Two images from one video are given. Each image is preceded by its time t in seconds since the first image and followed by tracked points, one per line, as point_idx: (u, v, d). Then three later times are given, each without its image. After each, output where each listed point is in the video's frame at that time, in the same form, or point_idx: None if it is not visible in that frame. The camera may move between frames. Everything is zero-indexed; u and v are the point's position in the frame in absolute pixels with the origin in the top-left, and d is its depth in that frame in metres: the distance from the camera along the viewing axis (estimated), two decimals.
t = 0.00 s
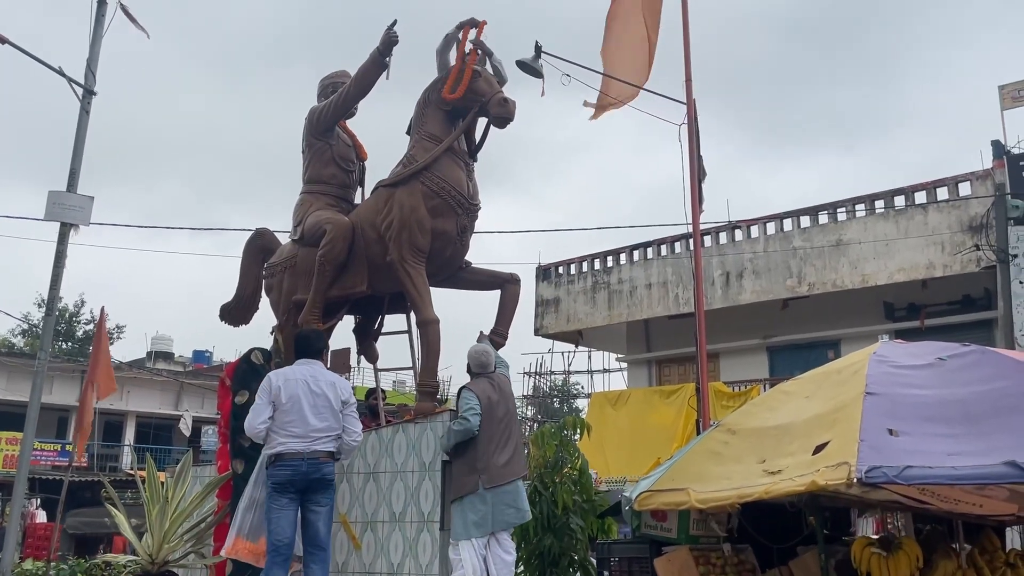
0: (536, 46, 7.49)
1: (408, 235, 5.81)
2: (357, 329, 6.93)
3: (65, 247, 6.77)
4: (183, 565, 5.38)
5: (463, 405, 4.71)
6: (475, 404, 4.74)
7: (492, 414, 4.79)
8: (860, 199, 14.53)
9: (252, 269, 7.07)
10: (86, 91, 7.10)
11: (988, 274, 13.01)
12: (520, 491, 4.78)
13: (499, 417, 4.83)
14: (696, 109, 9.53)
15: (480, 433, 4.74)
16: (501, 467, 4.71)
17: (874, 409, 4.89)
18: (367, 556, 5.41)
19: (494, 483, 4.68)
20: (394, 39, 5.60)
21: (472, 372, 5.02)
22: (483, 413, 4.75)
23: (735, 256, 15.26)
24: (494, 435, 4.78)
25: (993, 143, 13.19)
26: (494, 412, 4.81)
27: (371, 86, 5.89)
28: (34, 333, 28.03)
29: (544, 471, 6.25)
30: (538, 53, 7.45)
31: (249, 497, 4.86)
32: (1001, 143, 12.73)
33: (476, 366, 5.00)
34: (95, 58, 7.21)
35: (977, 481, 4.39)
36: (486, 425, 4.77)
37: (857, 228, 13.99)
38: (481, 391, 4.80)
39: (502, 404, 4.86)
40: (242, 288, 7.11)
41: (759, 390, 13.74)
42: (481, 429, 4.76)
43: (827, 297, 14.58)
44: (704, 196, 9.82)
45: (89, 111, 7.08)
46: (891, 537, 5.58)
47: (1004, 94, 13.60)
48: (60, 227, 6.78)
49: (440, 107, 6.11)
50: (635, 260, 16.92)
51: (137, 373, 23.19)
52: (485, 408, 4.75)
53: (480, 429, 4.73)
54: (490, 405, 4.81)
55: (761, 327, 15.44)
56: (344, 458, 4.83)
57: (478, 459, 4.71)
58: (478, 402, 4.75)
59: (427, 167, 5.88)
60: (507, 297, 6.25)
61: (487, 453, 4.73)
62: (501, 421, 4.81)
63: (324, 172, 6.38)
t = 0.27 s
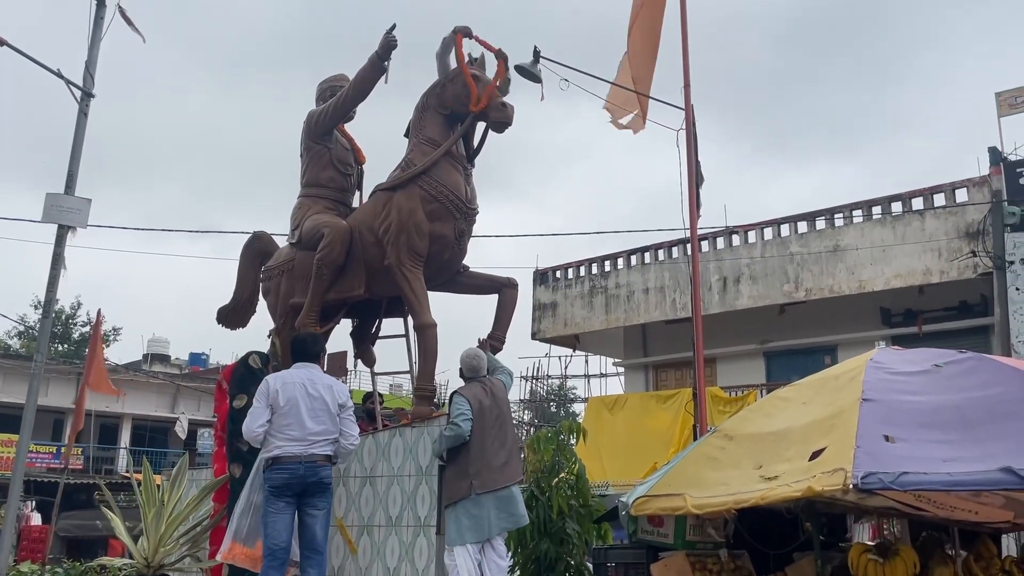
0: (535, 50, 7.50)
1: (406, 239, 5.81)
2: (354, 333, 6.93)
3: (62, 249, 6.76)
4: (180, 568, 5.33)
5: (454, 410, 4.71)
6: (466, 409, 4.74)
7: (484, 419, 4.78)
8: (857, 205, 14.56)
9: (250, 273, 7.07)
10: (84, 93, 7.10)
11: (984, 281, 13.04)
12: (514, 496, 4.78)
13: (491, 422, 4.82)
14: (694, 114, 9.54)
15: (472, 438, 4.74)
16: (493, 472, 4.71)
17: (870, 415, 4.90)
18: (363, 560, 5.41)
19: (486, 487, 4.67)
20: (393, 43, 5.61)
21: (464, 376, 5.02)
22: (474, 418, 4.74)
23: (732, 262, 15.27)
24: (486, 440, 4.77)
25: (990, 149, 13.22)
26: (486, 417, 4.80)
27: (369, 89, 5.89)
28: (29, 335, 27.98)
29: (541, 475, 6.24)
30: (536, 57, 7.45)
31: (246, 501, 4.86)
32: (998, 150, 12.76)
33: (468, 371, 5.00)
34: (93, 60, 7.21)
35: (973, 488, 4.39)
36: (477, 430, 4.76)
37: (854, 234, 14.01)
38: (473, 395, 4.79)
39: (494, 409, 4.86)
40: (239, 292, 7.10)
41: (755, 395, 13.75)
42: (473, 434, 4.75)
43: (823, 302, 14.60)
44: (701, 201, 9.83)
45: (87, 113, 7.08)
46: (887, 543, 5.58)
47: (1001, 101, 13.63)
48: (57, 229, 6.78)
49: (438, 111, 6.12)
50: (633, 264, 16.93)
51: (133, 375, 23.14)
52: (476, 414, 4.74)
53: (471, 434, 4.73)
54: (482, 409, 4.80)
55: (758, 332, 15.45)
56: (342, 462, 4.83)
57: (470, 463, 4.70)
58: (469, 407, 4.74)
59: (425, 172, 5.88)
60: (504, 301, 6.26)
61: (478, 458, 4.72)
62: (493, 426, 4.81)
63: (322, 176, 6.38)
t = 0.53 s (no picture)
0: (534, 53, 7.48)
1: (405, 242, 5.80)
2: (353, 337, 6.93)
3: (61, 251, 6.75)
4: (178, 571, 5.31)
5: (447, 413, 4.70)
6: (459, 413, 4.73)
7: (477, 423, 4.77)
8: (855, 210, 14.58)
9: (248, 276, 7.06)
10: (83, 96, 7.10)
11: (982, 286, 13.07)
12: (510, 500, 4.77)
13: (485, 425, 4.80)
14: (692, 119, 9.56)
15: (465, 441, 4.73)
16: (487, 476, 4.69)
17: (869, 421, 4.90)
18: (361, 564, 5.40)
19: (478, 491, 4.67)
20: (393, 47, 5.62)
21: (461, 379, 5.01)
22: (467, 421, 4.73)
23: (730, 266, 15.28)
24: (479, 444, 4.76)
25: (988, 155, 13.25)
26: (479, 420, 4.78)
27: (369, 93, 5.90)
28: (26, 337, 27.94)
29: (538, 479, 6.23)
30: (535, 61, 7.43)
31: (245, 505, 4.85)
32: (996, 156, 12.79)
33: (465, 374, 4.99)
34: (92, 63, 7.22)
35: (972, 494, 4.39)
36: (470, 434, 4.75)
37: (853, 239, 14.03)
38: (466, 399, 4.77)
39: (488, 412, 4.84)
40: (238, 295, 7.10)
41: (753, 400, 13.74)
42: (466, 438, 4.74)
43: (821, 307, 14.61)
44: (700, 206, 9.84)
45: (86, 115, 7.08)
46: (887, 548, 5.56)
47: (999, 107, 13.68)
48: (55, 231, 6.77)
49: (438, 115, 6.12)
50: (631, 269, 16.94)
51: (130, 378, 23.10)
52: (469, 417, 4.73)
53: (463, 438, 4.72)
54: (476, 413, 4.78)
55: (756, 337, 15.46)
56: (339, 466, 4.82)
57: (463, 467, 4.70)
58: (462, 410, 4.72)
59: (424, 175, 5.88)
60: (503, 305, 6.26)
61: (472, 461, 4.72)
62: (488, 430, 4.79)
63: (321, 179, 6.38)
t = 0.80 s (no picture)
0: (534, 57, 7.50)
1: (404, 246, 5.80)
2: (352, 340, 6.92)
3: (59, 254, 6.75)
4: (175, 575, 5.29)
5: (444, 417, 4.69)
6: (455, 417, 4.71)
7: (474, 427, 4.75)
8: (854, 215, 14.59)
9: (247, 279, 7.06)
10: (83, 98, 7.10)
11: (981, 291, 13.07)
12: (507, 504, 4.76)
13: (482, 429, 4.79)
14: (692, 123, 9.57)
15: (461, 445, 4.72)
16: (481, 480, 4.68)
17: (869, 425, 4.89)
18: (359, 569, 5.39)
19: (473, 496, 4.65)
20: (393, 50, 5.62)
21: (460, 381, 5.00)
22: (464, 425, 4.71)
23: (729, 270, 15.28)
24: (475, 447, 4.74)
25: (987, 160, 13.26)
26: (476, 424, 4.77)
27: (369, 96, 5.90)
28: (24, 339, 27.91)
29: (537, 483, 6.23)
30: (535, 65, 7.45)
31: (243, 509, 4.84)
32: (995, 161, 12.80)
33: (464, 376, 4.98)
34: (91, 65, 7.22)
35: (972, 500, 4.39)
36: (467, 438, 4.73)
37: (851, 244, 14.03)
38: (462, 402, 4.76)
39: (485, 415, 4.82)
40: (236, 298, 7.09)
41: (752, 404, 13.73)
42: (462, 441, 4.73)
43: (820, 312, 14.62)
44: (699, 210, 9.84)
45: (86, 118, 7.09)
46: (887, 554, 5.54)
47: (998, 112, 13.69)
48: (54, 234, 6.77)
49: (437, 119, 6.12)
50: (630, 272, 16.94)
51: (128, 381, 23.07)
52: (465, 421, 4.71)
53: (460, 441, 4.70)
54: (472, 417, 4.77)
55: (754, 341, 15.45)
56: (337, 469, 4.81)
57: (459, 471, 4.69)
58: (459, 414, 4.71)
59: (424, 179, 5.88)
60: (502, 309, 6.25)
61: (467, 466, 4.70)
62: (484, 433, 4.77)
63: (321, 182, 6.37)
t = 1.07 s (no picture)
0: (533, 60, 7.50)
1: (404, 249, 5.80)
2: (351, 343, 6.91)
3: (59, 257, 6.75)
4: None
5: (443, 420, 4.68)
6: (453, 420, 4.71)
7: (473, 431, 4.74)
8: (854, 219, 14.60)
9: (247, 282, 7.06)
10: (82, 102, 7.11)
11: (981, 295, 13.07)
12: (505, 508, 4.74)
13: (482, 433, 4.78)
14: (692, 127, 9.57)
15: (459, 449, 4.71)
16: (480, 483, 4.67)
17: (868, 429, 4.88)
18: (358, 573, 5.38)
19: (472, 500, 4.65)
20: (392, 53, 5.62)
21: (460, 385, 5.00)
22: (463, 429, 4.71)
23: (728, 274, 15.28)
24: (474, 451, 4.73)
25: (986, 164, 13.27)
26: (475, 428, 4.76)
27: (368, 100, 5.90)
28: (24, 343, 27.89)
29: (537, 487, 6.23)
30: (535, 68, 7.46)
31: (241, 512, 4.83)
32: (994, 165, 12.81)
33: (464, 380, 4.98)
34: (92, 69, 7.23)
35: (971, 503, 4.38)
36: (466, 441, 4.73)
37: (851, 248, 14.03)
38: (460, 406, 4.76)
39: (484, 419, 4.81)
40: (236, 302, 7.09)
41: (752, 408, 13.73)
42: (461, 444, 4.72)
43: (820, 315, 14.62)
44: (699, 214, 9.84)
45: (85, 121, 7.10)
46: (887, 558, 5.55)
47: (997, 116, 13.70)
48: (54, 237, 6.77)
49: (437, 122, 6.12)
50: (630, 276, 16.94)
51: (128, 385, 23.06)
52: (464, 425, 4.71)
53: (458, 445, 4.70)
54: (471, 421, 4.76)
55: (754, 345, 15.45)
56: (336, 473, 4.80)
57: (458, 475, 4.69)
58: (458, 418, 4.70)
59: (423, 182, 5.88)
60: (501, 312, 6.25)
61: (466, 469, 4.70)
62: (483, 437, 4.77)
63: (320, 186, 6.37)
